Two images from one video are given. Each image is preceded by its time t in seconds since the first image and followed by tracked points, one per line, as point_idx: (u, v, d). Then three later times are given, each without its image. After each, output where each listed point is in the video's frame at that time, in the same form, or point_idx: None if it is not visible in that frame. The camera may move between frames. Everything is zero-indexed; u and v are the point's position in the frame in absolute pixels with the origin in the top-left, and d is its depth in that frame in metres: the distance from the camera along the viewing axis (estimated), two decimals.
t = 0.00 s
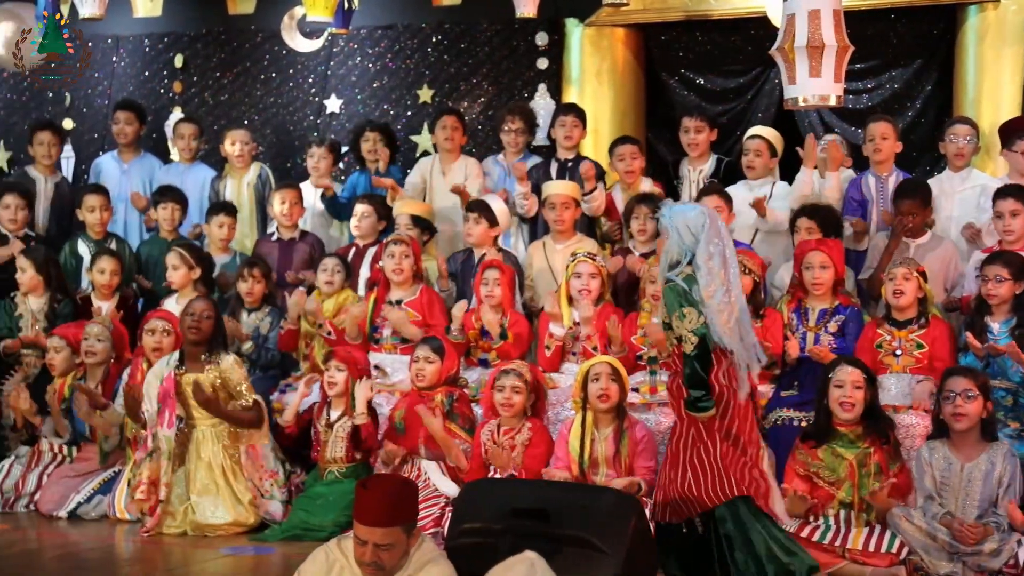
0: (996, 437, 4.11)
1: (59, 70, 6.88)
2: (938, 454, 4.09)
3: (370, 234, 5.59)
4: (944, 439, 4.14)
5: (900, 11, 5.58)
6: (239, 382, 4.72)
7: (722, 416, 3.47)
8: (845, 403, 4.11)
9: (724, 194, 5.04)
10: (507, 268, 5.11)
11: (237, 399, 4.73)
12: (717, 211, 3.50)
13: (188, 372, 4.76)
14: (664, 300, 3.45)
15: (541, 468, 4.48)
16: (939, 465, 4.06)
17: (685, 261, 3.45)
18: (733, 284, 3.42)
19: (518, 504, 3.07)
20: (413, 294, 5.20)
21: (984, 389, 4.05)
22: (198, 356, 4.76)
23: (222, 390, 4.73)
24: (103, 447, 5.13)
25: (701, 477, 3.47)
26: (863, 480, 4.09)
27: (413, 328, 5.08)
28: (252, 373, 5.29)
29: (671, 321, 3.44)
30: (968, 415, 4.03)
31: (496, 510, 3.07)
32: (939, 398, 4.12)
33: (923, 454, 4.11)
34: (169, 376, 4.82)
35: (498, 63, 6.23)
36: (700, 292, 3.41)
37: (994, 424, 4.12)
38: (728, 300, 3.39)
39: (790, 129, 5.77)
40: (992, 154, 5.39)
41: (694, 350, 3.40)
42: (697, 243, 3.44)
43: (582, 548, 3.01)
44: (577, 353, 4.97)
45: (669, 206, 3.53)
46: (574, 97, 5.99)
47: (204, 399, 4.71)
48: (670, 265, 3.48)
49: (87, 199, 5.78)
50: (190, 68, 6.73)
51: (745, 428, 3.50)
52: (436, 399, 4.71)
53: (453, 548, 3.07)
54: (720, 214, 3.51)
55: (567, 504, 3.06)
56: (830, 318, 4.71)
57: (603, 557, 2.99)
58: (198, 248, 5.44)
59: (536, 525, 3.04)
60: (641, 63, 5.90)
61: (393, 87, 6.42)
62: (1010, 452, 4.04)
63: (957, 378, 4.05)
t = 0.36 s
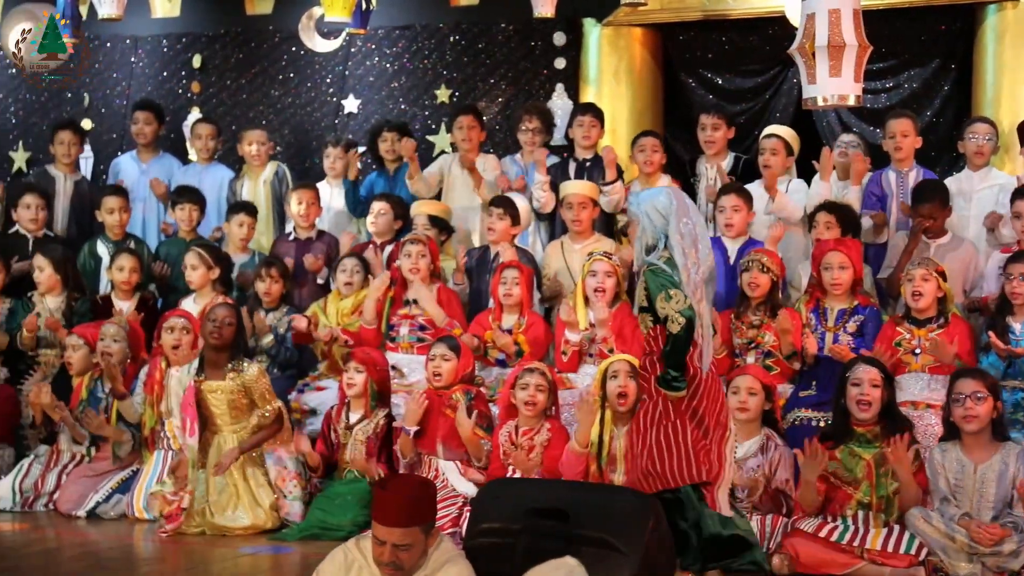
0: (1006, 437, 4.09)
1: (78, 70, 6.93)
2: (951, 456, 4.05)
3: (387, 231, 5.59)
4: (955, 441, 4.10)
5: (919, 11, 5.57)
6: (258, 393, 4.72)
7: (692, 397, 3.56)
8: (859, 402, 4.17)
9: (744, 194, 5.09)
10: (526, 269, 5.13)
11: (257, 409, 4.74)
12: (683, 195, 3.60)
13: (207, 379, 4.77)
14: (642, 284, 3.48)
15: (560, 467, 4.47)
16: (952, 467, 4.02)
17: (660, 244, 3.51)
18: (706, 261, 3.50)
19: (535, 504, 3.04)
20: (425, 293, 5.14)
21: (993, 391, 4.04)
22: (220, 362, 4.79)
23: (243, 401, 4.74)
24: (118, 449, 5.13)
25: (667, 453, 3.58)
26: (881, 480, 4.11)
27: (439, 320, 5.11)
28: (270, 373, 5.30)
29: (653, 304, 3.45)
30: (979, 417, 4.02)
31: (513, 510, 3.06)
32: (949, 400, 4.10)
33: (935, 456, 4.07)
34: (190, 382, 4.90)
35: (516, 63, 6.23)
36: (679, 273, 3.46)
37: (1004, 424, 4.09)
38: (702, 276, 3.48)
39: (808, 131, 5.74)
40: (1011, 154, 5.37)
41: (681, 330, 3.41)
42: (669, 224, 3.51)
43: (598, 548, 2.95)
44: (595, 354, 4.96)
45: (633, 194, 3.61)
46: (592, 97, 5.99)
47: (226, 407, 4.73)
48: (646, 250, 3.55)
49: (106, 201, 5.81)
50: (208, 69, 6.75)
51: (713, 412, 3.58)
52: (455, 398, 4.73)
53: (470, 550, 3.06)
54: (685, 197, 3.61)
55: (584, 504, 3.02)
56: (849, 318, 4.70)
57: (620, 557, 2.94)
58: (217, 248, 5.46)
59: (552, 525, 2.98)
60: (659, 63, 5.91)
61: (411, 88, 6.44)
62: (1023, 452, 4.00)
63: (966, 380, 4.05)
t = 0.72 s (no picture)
0: None
1: (100, 71, 6.98)
2: (971, 456, 4.04)
3: (404, 234, 5.62)
4: (975, 441, 4.09)
5: (941, 9, 5.55)
6: (287, 389, 4.78)
7: (652, 403, 3.16)
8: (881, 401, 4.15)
9: (766, 193, 5.06)
10: (545, 268, 5.10)
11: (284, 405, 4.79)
12: (641, 205, 3.28)
13: (240, 374, 4.82)
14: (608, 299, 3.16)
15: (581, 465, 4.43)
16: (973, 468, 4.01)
17: (623, 257, 3.20)
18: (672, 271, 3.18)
19: (560, 504, 3.02)
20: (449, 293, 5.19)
21: (1012, 391, 4.02)
22: (251, 358, 4.83)
23: (272, 396, 4.80)
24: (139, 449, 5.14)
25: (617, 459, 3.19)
26: (901, 477, 4.11)
27: (457, 323, 5.07)
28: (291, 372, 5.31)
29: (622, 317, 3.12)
30: (998, 416, 4.00)
31: (534, 509, 3.03)
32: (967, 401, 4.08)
33: (956, 458, 4.07)
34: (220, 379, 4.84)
35: (536, 63, 6.22)
36: (645, 285, 3.14)
37: None
38: (670, 286, 3.15)
39: (829, 131, 5.72)
40: None
41: (652, 339, 3.07)
42: (628, 235, 3.20)
43: (620, 548, 2.94)
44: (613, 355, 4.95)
45: (590, 210, 3.30)
46: (612, 96, 5.99)
47: (256, 402, 4.78)
48: (609, 264, 3.23)
49: (127, 200, 5.83)
50: (228, 69, 6.77)
51: (675, 422, 3.18)
52: (475, 397, 4.74)
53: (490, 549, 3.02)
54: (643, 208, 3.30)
55: (605, 503, 3.00)
56: (870, 317, 4.67)
57: (642, 558, 2.92)
58: (238, 248, 5.47)
59: (573, 526, 2.98)
60: (679, 63, 5.90)
61: (431, 87, 6.44)
62: None
63: (985, 380, 4.02)
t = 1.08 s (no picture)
0: None
1: (121, 73, 7.01)
2: (999, 456, 4.01)
3: (417, 235, 5.63)
4: (1003, 441, 4.05)
5: (964, 8, 5.54)
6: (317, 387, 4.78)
7: (592, 402, 3.64)
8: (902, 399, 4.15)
9: (785, 195, 5.04)
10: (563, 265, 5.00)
11: (311, 401, 4.78)
12: (591, 205, 3.69)
13: (275, 366, 4.84)
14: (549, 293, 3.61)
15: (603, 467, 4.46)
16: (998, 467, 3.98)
17: (567, 255, 3.62)
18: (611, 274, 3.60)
19: (582, 503, 3.01)
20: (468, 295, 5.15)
21: None
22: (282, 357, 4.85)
23: (301, 393, 4.80)
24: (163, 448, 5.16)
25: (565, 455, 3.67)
26: (922, 479, 4.12)
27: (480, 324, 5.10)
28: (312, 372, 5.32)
29: (558, 316, 3.59)
30: None
31: (555, 509, 3.03)
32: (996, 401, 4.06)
33: (984, 457, 4.03)
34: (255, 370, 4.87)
35: (556, 63, 6.22)
36: (585, 286, 3.58)
37: None
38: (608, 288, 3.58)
39: (851, 133, 5.71)
40: None
41: (583, 345, 3.57)
42: (575, 235, 3.61)
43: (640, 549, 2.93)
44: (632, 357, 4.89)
45: (545, 203, 3.72)
46: (632, 96, 5.96)
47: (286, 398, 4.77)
48: (553, 259, 3.64)
49: (148, 201, 5.86)
50: (248, 69, 6.79)
51: (616, 416, 3.65)
52: (495, 399, 4.71)
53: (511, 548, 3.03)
54: (593, 207, 3.71)
55: (627, 503, 2.99)
56: (891, 318, 4.67)
57: (662, 558, 2.91)
58: (258, 249, 5.49)
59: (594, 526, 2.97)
60: (699, 63, 5.89)
61: (450, 88, 6.45)
62: None
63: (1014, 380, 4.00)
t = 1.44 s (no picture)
0: None
1: (142, 73, 7.03)
2: None
3: (429, 233, 5.63)
4: None
5: (986, 9, 5.53)
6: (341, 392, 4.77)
7: (553, 385, 3.64)
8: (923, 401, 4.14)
9: (806, 196, 5.03)
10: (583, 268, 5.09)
11: (335, 409, 4.78)
12: (552, 193, 3.72)
13: (300, 366, 4.82)
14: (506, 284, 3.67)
15: (623, 469, 4.48)
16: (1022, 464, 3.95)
17: (528, 244, 3.67)
18: (571, 262, 3.65)
19: (598, 504, 2.98)
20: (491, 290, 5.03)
21: None
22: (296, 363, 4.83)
23: (324, 395, 4.79)
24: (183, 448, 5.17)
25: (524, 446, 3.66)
26: (944, 481, 4.09)
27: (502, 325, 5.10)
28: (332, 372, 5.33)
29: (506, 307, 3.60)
30: None
31: (573, 509, 3.00)
32: None
33: (1013, 457, 3.99)
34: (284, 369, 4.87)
35: (576, 63, 6.22)
36: (545, 273, 3.62)
37: None
38: (569, 275, 3.65)
39: (871, 132, 5.71)
40: None
41: (521, 339, 3.58)
42: (536, 224, 3.65)
43: (660, 550, 2.90)
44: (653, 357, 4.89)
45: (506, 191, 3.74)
46: (651, 95, 5.97)
47: (308, 398, 4.78)
48: (515, 248, 3.70)
49: (168, 203, 5.88)
50: (268, 70, 6.80)
51: (577, 404, 3.67)
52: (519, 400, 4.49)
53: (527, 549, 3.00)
54: (555, 195, 3.74)
55: (645, 502, 2.95)
56: (913, 318, 4.66)
57: (682, 560, 2.87)
58: (277, 249, 5.49)
59: (612, 527, 2.94)
60: (719, 63, 5.88)
61: (470, 88, 6.45)
62: None
63: None
